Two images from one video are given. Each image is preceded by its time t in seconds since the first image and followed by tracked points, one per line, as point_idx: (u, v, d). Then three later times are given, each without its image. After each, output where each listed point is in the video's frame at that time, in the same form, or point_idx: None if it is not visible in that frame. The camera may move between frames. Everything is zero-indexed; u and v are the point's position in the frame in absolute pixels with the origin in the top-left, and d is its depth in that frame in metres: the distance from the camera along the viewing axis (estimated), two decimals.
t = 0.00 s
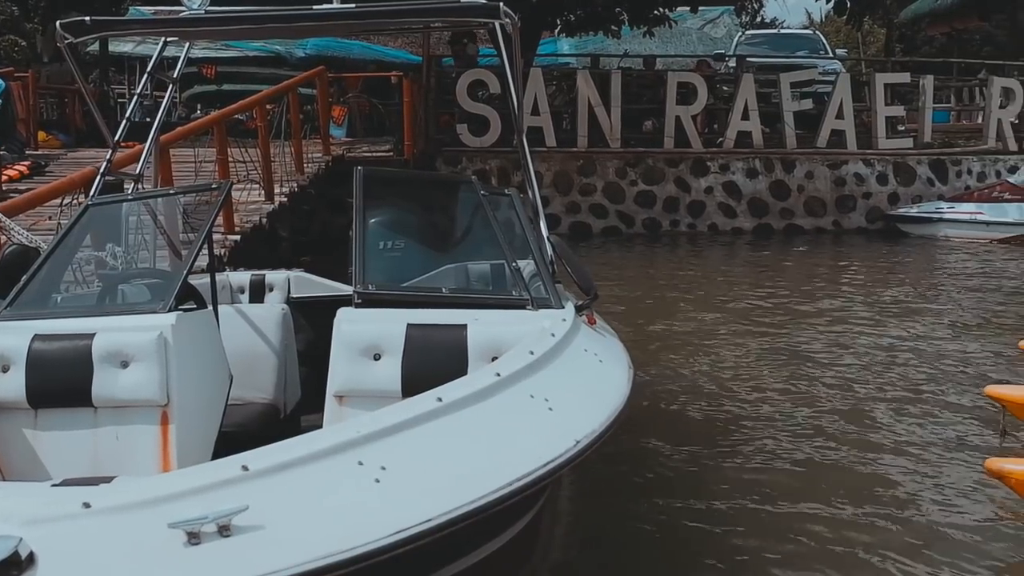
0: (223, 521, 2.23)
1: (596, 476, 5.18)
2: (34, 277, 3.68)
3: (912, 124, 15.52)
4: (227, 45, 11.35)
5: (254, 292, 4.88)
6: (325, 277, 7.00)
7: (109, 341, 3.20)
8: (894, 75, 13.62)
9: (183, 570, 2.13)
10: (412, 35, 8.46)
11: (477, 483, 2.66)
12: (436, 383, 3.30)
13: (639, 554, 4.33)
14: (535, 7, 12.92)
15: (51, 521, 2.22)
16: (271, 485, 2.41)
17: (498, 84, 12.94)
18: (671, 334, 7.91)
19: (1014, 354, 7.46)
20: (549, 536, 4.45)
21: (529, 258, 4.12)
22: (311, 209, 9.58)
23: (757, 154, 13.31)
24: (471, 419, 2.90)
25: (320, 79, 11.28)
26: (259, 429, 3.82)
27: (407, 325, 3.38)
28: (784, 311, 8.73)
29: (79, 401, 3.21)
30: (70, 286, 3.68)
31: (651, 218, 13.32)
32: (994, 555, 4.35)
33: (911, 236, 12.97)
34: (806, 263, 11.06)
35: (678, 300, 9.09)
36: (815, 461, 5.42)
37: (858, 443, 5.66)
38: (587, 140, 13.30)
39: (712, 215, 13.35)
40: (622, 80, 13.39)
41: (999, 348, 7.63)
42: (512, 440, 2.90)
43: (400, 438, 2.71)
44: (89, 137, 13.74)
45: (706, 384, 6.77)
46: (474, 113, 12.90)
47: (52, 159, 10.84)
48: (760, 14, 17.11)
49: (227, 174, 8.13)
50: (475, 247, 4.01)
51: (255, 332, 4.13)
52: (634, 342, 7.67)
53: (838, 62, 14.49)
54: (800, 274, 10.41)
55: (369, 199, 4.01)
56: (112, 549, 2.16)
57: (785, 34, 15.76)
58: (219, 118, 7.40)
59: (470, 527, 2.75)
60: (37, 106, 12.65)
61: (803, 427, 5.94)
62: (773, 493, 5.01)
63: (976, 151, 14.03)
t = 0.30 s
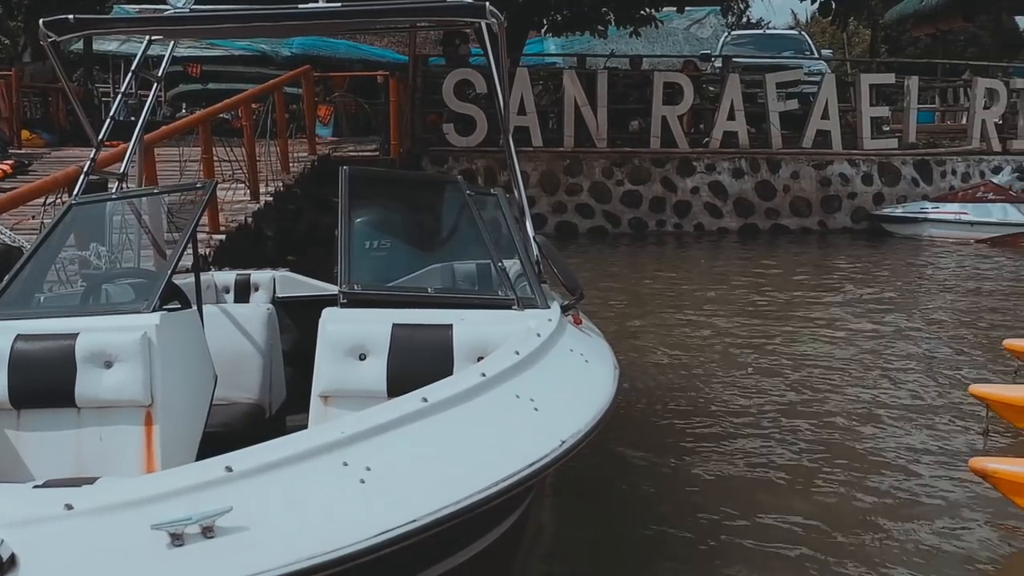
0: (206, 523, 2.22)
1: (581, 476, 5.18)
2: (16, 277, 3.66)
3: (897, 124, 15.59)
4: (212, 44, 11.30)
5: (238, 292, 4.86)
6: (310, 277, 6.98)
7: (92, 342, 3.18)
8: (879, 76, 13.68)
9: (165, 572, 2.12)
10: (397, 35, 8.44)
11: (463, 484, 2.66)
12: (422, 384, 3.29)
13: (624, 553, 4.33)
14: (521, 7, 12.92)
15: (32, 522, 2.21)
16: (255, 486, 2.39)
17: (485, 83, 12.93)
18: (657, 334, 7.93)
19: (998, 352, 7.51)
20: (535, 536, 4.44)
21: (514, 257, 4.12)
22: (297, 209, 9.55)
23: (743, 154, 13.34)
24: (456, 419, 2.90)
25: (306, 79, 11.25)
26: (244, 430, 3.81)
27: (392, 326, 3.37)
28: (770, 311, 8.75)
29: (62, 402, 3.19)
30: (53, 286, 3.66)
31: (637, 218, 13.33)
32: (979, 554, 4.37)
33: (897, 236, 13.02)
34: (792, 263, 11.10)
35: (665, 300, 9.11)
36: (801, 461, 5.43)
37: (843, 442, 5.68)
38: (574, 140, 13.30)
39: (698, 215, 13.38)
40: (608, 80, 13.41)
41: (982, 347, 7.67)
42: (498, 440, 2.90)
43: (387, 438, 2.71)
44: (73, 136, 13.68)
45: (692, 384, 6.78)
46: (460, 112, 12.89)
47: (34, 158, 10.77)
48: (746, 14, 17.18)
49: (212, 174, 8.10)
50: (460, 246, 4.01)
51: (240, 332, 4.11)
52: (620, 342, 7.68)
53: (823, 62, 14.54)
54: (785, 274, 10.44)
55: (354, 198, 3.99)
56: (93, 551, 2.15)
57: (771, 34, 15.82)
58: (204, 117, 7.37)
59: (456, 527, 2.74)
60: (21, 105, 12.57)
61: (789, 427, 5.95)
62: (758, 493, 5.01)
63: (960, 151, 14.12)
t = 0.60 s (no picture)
0: (191, 524, 2.21)
1: (568, 477, 5.18)
2: None
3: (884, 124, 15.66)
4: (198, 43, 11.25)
5: (225, 292, 4.84)
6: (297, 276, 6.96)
7: (76, 343, 3.16)
8: (866, 76, 13.74)
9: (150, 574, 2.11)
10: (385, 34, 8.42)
11: (449, 484, 2.66)
12: (408, 384, 3.28)
13: (611, 553, 4.34)
14: (509, 7, 12.91)
15: (16, 523, 2.19)
16: (241, 487, 2.38)
17: (472, 83, 12.93)
18: (644, 334, 7.94)
19: (983, 352, 7.54)
20: (521, 536, 4.44)
21: (501, 257, 4.11)
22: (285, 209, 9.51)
23: (730, 154, 13.38)
24: (442, 419, 2.90)
25: (293, 79, 11.22)
26: (230, 430, 3.79)
27: (379, 326, 3.36)
28: (757, 311, 8.78)
29: (46, 403, 3.17)
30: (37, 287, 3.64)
31: (624, 218, 13.35)
32: (966, 554, 4.38)
33: (883, 236, 13.09)
34: (778, 263, 11.14)
35: (652, 300, 9.13)
36: (787, 460, 5.45)
37: (830, 442, 5.70)
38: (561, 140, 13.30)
39: (685, 215, 13.41)
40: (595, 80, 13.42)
41: (968, 347, 7.70)
42: (483, 441, 2.89)
43: (373, 439, 2.70)
44: (59, 136, 13.61)
45: (680, 383, 6.80)
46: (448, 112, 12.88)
47: (19, 158, 10.71)
48: (734, 14, 17.24)
49: (199, 174, 8.06)
50: (447, 246, 4.00)
51: (226, 332, 4.10)
52: (608, 342, 7.69)
53: (810, 63, 14.60)
54: (772, 273, 10.47)
55: (341, 198, 3.98)
56: (77, 553, 2.14)
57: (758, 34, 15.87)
58: (190, 117, 7.34)
59: (443, 527, 2.74)
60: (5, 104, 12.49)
61: (775, 426, 5.97)
62: (745, 493, 5.02)
63: (946, 151, 14.19)
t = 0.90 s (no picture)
0: (176, 525, 2.21)
1: (555, 476, 5.17)
2: None
3: (870, 123, 15.72)
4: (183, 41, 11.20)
5: (211, 291, 4.83)
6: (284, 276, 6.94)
7: (61, 343, 3.14)
8: (852, 76, 13.79)
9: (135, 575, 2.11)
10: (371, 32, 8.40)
11: (436, 483, 2.66)
12: (395, 384, 3.28)
13: (598, 551, 4.34)
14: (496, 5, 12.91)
15: None
16: (227, 488, 2.38)
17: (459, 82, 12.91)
18: (632, 333, 7.95)
19: (969, 350, 7.58)
20: (508, 536, 4.43)
21: (488, 256, 4.11)
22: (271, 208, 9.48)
23: (717, 153, 13.41)
24: (429, 419, 2.89)
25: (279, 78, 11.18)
26: (217, 431, 3.78)
27: (366, 325, 3.36)
28: (744, 309, 8.80)
29: (31, 403, 3.16)
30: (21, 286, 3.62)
31: (612, 217, 13.36)
32: (951, 552, 4.40)
33: (869, 235, 13.14)
34: (765, 261, 11.18)
35: (639, 298, 9.14)
36: (773, 458, 5.47)
37: (816, 440, 5.72)
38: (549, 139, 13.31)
39: (672, 214, 13.43)
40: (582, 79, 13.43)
41: (954, 345, 7.74)
42: (470, 440, 2.89)
43: (360, 439, 2.70)
44: (43, 135, 13.53)
45: (667, 382, 6.80)
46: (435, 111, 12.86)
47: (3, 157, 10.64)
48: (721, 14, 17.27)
49: (184, 173, 8.03)
50: (434, 244, 4.00)
51: (212, 332, 4.08)
52: (595, 341, 7.69)
53: (796, 62, 14.64)
54: (759, 272, 10.51)
55: (327, 197, 3.97)
56: (61, 554, 2.13)
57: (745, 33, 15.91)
58: (177, 116, 7.31)
59: (430, 526, 2.74)
60: None
61: (762, 425, 5.99)
62: (732, 491, 5.03)
63: (931, 150, 14.26)
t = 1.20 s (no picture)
0: (163, 525, 2.20)
1: (544, 475, 5.17)
2: None
3: (856, 123, 15.77)
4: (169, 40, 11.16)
5: (198, 291, 4.81)
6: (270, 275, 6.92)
7: (47, 343, 3.13)
8: (839, 75, 13.83)
9: None
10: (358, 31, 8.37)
11: (423, 483, 2.66)
12: (383, 383, 3.27)
13: (587, 550, 4.34)
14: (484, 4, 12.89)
15: None
16: (214, 488, 2.37)
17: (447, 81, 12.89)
18: (620, 332, 7.95)
19: (955, 348, 7.61)
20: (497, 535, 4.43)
21: (475, 255, 4.11)
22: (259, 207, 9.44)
23: (705, 152, 13.44)
24: (416, 417, 2.89)
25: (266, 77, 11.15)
26: (204, 431, 3.77)
27: (354, 324, 3.35)
28: (731, 308, 8.82)
29: (17, 404, 3.14)
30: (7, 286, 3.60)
31: (600, 216, 13.37)
32: (938, 548, 4.42)
33: (856, 233, 13.19)
34: (752, 260, 11.21)
35: (628, 297, 9.15)
36: (761, 456, 5.48)
37: (803, 438, 5.74)
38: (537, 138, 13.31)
39: (660, 213, 13.45)
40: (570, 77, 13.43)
41: (940, 343, 7.78)
42: (457, 438, 2.89)
43: (347, 438, 2.69)
44: (29, 134, 13.49)
45: (655, 380, 6.81)
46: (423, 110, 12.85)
47: None
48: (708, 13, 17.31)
49: (170, 172, 7.99)
50: (422, 243, 3.99)
51: (199, 332, 4.06)
52: (584, 340, 7.69)
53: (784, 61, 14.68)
54: (746, 270, 10.53)
55: (314, 195, 3.95)
56: (47, 555, 2.12)
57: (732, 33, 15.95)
58: (163, 115, 7.28)
59: (418, 525, 2.74)
60: None
61: (749, 423, 6.00)
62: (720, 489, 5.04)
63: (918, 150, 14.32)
